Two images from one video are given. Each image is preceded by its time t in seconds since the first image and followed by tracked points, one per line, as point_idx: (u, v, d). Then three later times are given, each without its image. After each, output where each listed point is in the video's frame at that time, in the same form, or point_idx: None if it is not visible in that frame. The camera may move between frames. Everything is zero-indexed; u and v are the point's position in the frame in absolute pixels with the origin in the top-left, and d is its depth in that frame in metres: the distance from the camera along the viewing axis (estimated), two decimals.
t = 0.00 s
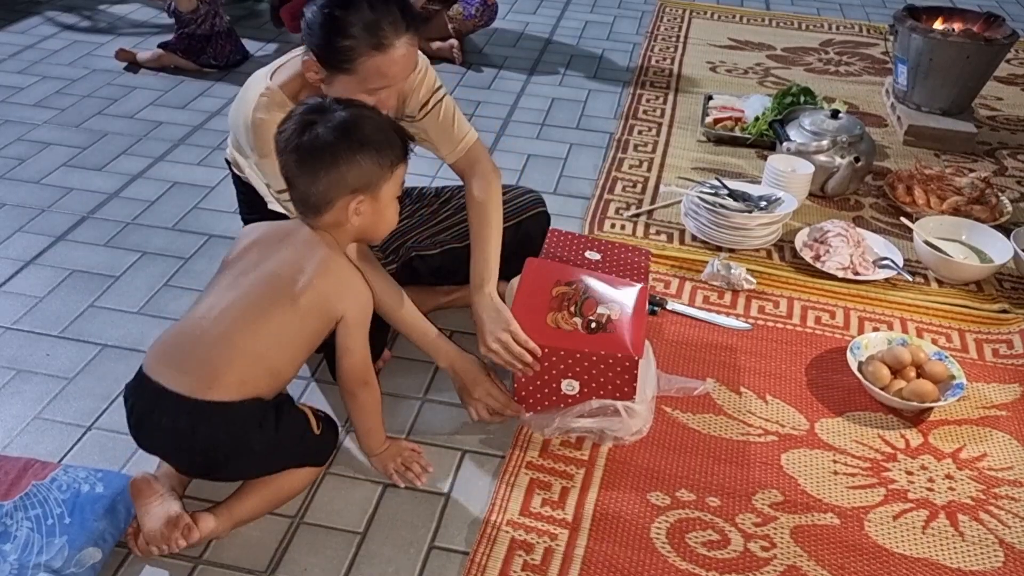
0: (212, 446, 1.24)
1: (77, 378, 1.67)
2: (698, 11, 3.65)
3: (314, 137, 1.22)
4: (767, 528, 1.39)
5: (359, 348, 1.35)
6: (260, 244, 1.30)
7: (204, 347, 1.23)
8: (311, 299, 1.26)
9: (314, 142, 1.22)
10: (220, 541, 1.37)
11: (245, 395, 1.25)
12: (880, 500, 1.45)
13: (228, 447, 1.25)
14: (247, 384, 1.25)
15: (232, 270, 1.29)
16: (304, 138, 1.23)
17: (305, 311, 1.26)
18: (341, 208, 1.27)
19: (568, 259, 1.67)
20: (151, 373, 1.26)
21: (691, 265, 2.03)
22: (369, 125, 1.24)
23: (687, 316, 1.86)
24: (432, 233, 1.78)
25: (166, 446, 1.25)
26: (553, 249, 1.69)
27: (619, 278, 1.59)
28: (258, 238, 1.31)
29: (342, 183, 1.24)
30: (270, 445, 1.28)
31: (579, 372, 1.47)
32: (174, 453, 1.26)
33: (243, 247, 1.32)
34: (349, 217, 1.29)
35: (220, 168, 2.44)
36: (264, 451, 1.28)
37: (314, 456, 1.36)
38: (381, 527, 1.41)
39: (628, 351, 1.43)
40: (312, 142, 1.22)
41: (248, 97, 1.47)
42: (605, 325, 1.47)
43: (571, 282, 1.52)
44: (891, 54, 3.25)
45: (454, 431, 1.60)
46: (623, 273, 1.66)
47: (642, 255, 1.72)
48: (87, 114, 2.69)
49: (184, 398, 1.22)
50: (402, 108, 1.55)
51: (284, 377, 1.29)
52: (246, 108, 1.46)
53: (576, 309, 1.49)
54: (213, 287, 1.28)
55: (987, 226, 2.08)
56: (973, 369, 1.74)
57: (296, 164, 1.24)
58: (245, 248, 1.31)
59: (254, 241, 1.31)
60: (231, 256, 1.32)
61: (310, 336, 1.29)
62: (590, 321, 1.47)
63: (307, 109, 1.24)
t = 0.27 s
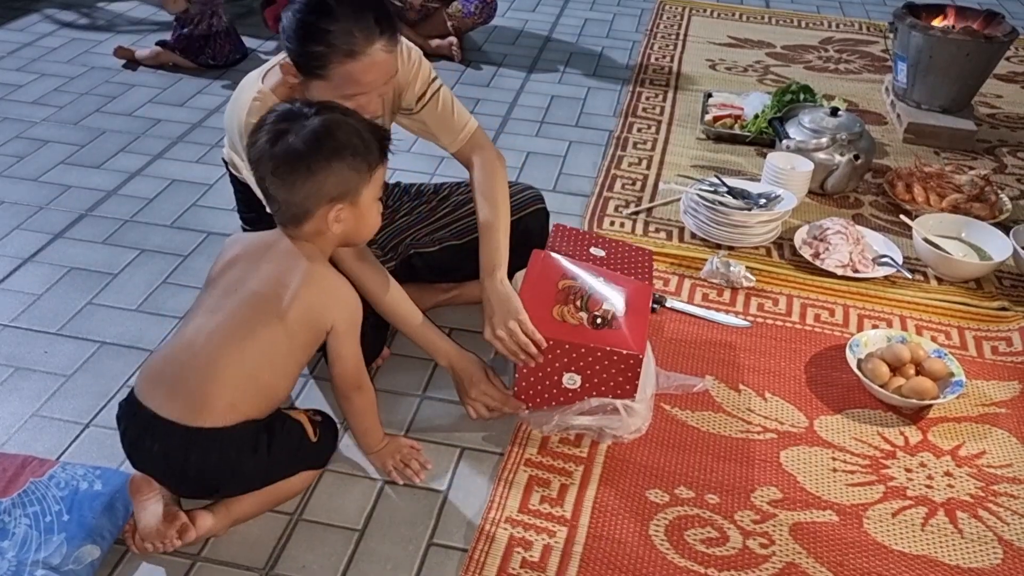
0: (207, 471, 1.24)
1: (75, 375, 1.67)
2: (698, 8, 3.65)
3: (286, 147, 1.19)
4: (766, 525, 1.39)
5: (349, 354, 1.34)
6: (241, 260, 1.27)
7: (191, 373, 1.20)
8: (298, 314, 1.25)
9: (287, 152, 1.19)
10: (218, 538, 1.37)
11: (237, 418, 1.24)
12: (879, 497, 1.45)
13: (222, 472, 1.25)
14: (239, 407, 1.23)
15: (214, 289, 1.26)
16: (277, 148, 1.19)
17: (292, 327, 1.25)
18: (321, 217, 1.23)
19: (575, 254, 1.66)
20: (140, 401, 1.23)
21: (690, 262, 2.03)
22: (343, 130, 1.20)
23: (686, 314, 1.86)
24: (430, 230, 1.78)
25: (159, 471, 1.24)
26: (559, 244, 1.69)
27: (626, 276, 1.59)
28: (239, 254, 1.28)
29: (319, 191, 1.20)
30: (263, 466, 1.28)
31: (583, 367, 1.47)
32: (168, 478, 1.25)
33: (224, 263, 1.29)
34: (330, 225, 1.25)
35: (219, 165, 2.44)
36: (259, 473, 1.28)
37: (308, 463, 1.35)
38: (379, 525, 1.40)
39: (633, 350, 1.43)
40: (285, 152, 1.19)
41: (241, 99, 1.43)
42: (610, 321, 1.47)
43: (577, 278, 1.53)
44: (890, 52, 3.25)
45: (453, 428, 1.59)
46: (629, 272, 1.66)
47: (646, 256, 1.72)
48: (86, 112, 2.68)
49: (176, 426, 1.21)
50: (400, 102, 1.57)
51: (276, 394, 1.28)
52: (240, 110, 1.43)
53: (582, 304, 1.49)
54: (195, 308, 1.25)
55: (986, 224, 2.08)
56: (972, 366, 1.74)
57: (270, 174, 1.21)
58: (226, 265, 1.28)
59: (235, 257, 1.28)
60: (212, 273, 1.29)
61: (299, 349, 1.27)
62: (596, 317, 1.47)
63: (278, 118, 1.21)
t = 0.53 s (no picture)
0: (201, 502, 1.23)
1: (72, 373, 1.67)
2: (695, 7, 3.65)
3: (261, 160, 1.16)
4: (762, 524, 1.39)
5: (337, 366, 1.31)
6: (220, 281, 1.22)
7: (180, 407, 1.18)
8: (282, 336, 1.20)
9: (262, 164, 1.16)
10: (214, 536, 1.37)
11: (230, 446, 1.22)
12: (875, 496, 1.45)
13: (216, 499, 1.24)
14: (231, 436, 1.21)
15: (195, 314, 1.21)
16: (251, 160, 1.16)
17: (278, 350, 1.21)
18: (296, 232, 1.20)
19: (570, 253, 1.67)
20: (135, 433, 1.22)
21: (687, 261, 2.03)
22: (320, 143, 1.17)
23: (683, 312, 1.86)
24: (427, 229, 1.78)
25: (155, 501, 1.23)
26: (555, 243, 1.69)
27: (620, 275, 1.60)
28: (218, 274, 1.23)
29: (293, 207, 1.17)
30: (256, 491, 1.28)
31: (581, 365, 1.47)
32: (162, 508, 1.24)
33: (204, 284, 1.24)
34: (304, 240, 1.22)
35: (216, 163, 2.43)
36: (253, 497, 1.28)
37: (302, 474, 1.34)
38: (375, 523, 1.40)
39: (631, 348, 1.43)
40: (259, 164, 1.16)
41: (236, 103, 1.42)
42: (607, 319, 1.48)
43: (574, 277, 1.53)
44: (887, 52, 3.25)
45: (450, 427, 1.60)
46: (624, 271, 1.67)
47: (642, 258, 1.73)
48: (82, 110, 2.68)
49: (170, 459, 1.20)
50: (397, 97, 1.57)
51: (269, 416, 1.25)
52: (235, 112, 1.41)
53: (579, 302, 1.49)
54: (178, 336, 1.22)
55: (982, 224, 2.08)
56: (968, 365, 1.74)
57: (242, 188, 1.17)
58: (204, 287, 1.23)
59: (213, 278, 1.23)
60: (190, 296, 1.24)
61: (286, 369, 1.24)
62: (593, 315, 1.48)
63: (252, 129, 1.17)
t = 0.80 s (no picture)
0: (196, 519, 1.22)
1: (68, 373, 1.66)
2: (693, 8, 3.65)
3: (242, 173, 1.16)
4: (758, 525, 1.40)
5: (330, 377, 1.32)
6: (207, 296, 1.22)
7: (170, 425, 1.17)
8: (270, 349, 1.21)
9: (244, 177, 1.16)
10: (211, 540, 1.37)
11: (223, 462, 1.22)
12: (871, 497, 1.45)
13: (212, 515, 1.23)
14: (223, 451, 1.21)
15: (183, 331, 1.21)
16: (233, 173, 1.16)
17: (266, 362, 1.21)
18: (279, 245, 1.21)
19: (564, 256, 1.66)
20: (128, 452, 1.22)
21: (684, 262, 2.04)
22: (302, 157, 1.17)
23: (679, 314, 1.86)
24: (425, 229, 1.78)
25: (151, 520, 1.23)
26: (548, 245, 1.68)
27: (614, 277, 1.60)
28: (205, 289, 1.23)
29: (274, 222, 1.18)
30: (252, 506, 1.27)
31: (577, 369, 1.47)
32: (159, 525, 1.24)
33: (190, 300, 1.24)
34: (287, 254, 1.22)
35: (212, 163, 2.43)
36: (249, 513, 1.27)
37: (299, 485, 1.34)
38: (372, 524, 1.40)
39: (626, 351, 1.43)
40: (241, 177, 1.16)
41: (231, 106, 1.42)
42: (603, 322, 1.47)
43: (569, 281, 1.53)
44: (884, 53, 3.26)
45: (446, 428, 1.60)
46: (617, 273, 1.67)
47: (636, 256, 1.73)
48: (79, 108, 2.67)
49: (164, 478, 1.20)
50: (388, 98, 1.56)
51: (261, 430, 1.25)
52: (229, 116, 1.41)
53: (575, 305, 1.49)
54: (167, 353, 1.22)
55: (977, 226, 2.09)
56: (963, 368, 1.75)
57: (224, 200, 1.17)
58: (191, 303, 1.23)
59: (200, 293, 1.23)
60: (178, 312, 1.24)
61: (277, 381, 1.24)
62: (589, 319, 1.47)
63: (234, 140, 1.17)
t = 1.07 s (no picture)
0: (193, 517, 1.23)
1: (65, 373, 1.66)
2: (691, 10, 3.66)
3: (254, 177, 1.16)
4: (755, 526, 1.40)
5: (329, 378, 1.32)
6: (207, 294, 1.22)
7: (167, 422, 1.17)
8: (270, 350, 1.21)
9: (254, 181, 1.16)
10: (209, 539, 1.37)
11: (220, 460, 1.22)
12: (868, 499, 1.46)
13: (208, 514, 1.23)
14: (219, 449, 1.21)
15: (181, 328, 1.21)
16: (245, 175, 1.16)
17: (265, 363, 1.21)
18: (280, 251, 1.21)
19: (558, 259, 1.66)
20: (124, 448, 1.22)
21: (682, 264, 2.04)
22: (314, 169, 1.16)
23: (677, 314, 1.86)
24: (424, 230, 1.78)
25: (147, 517, 1.23)
26: (542, 249, 1.68)
27: (609, 279, 1.60)
28: (205, 287, 1.23)
29: (281, 229, 1.18)
30: (249, 505, 1.27)
31: (574, 371, 1.46)
32: (155, 523, 1.24)
33: (190, 297, 1.23)
34: (288, 262, 1.22)
35: (211, 163, 2.43)
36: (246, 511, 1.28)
37: (295, 483, 1.34)
38: (370, 523, 1.41)
39: (624, 351, 1.43)
40: (253, 181, 1.16)
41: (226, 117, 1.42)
42: (600, 325, 1.47)
43: (563, 284, 1.53)
44: (882, 56, 3.27)
45: (444, 428, 1.60)
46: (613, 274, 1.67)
47: (628, 256, 1.73)
48: (77, 108, 2.67)
49: (160, 473, 1.20)
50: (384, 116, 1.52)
51: (257, 429, 1.26)
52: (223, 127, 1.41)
53: (571, 309, 1.49)
54: (165, 349, 1.22)
55: (975, 228, 2.09)
56: (960, 369, 1.75)
57: (235, 200, 1.17)
58: (190, 300, 1.23)
59: (200, 291, 1.23)
60: (177, 308, 1.24)
61: (274, 382, 1.24)
62: (586, 321, 1.47)
63: (245, 144, 1.16)
